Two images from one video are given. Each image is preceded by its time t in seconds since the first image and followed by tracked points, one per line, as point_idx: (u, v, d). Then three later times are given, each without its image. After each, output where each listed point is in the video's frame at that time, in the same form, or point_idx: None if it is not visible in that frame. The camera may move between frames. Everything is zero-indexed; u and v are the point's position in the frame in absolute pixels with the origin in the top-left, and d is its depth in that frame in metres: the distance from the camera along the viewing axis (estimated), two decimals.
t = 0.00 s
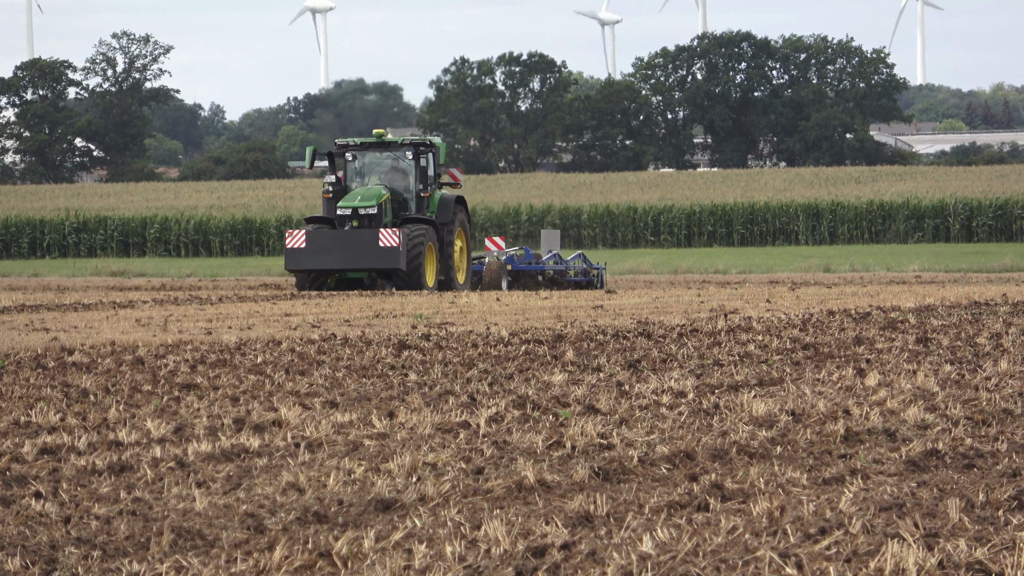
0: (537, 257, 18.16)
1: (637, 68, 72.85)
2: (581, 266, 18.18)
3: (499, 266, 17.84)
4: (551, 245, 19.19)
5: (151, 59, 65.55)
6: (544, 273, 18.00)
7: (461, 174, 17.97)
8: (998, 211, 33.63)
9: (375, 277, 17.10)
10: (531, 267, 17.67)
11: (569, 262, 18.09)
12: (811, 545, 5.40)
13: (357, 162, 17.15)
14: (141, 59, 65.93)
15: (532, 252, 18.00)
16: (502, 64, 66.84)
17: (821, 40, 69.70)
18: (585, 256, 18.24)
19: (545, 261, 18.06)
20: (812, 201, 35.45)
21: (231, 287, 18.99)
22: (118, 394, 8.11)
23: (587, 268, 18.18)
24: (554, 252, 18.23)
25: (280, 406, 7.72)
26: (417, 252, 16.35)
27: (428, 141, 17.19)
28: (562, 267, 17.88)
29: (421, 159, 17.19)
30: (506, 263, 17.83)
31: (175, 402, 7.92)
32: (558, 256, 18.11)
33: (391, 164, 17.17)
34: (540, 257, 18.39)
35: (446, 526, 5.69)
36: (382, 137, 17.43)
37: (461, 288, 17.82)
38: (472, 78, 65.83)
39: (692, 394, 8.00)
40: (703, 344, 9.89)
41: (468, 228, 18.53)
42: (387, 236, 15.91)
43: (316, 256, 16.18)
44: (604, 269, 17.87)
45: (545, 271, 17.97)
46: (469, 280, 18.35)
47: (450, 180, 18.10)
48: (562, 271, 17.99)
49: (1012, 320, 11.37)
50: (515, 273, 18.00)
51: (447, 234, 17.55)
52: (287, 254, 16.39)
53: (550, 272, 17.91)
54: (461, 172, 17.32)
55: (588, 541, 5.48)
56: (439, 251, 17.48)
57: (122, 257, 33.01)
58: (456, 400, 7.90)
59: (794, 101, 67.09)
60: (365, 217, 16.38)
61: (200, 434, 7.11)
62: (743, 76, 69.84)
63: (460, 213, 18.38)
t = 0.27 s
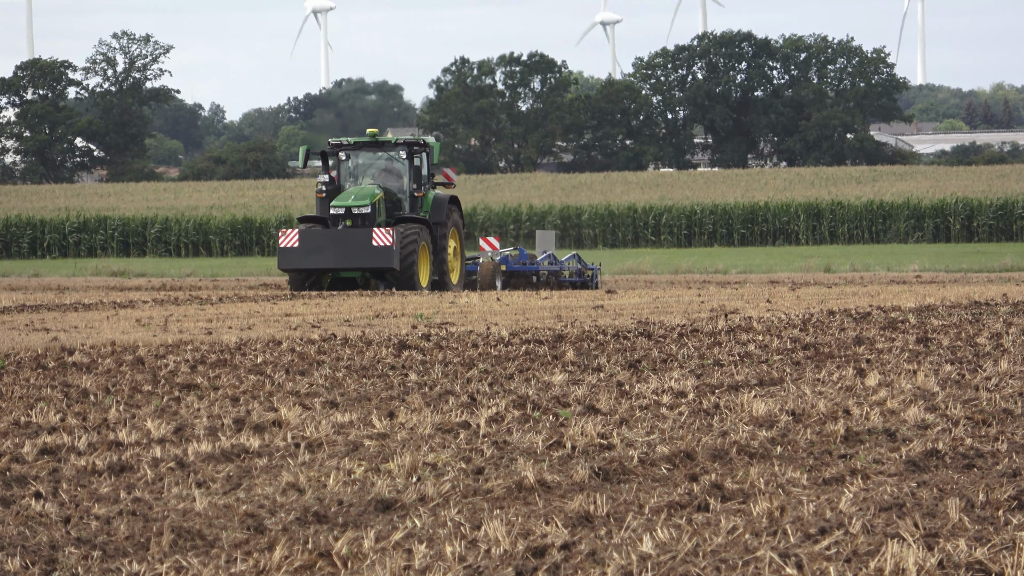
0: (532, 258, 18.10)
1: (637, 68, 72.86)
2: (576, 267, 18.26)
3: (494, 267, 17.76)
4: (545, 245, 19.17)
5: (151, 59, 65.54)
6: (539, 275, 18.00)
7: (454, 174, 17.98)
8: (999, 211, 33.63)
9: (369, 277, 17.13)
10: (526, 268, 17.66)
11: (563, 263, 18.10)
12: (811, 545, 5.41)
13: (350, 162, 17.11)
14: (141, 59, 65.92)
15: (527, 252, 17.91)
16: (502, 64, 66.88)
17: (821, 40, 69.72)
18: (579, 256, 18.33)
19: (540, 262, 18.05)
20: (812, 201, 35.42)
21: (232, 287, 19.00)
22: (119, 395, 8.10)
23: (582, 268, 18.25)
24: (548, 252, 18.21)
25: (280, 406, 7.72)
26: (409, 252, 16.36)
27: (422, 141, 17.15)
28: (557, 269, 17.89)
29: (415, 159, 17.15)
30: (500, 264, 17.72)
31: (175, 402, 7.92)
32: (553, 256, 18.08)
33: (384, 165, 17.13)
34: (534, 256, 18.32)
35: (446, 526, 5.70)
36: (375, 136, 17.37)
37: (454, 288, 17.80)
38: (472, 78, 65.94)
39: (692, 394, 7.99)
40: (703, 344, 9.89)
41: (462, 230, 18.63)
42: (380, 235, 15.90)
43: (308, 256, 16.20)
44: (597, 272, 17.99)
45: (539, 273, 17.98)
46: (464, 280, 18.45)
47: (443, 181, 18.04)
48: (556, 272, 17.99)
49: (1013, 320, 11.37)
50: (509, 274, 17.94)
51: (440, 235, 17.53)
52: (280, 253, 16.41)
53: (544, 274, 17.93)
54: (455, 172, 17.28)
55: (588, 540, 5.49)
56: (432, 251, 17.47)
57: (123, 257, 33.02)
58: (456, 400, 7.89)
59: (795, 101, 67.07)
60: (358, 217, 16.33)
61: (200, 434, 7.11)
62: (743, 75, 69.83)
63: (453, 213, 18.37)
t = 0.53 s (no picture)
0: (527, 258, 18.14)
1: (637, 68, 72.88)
2: (570, 266, 18.13)
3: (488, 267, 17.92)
4: (539, 246, 19.12)
5: (152, 59, 65.52)
6: (533, 275, 18.03)
7: (448, 174, 18.01)
8: (999, 211, 33.64)
9: (364, 277, 17.11)
10: (519, 269, 17.69)
11: (557, 263, 18.00)
12: (812, 546, 5.41)
13: (344, 162, 17.10)
14: (141, 60, 65.90)
15: (520, 252, 17.95)
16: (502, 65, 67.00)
17: (822, 40, 69.74)
18: (573, 256, 18.17)
19: (534, 262, 18.04)
20: (813, 201, 35.44)
21: (232, 287, 18.98)
22: (119, 395, 8.10)
23: (576, 268, 18.12)
24: (543, 252, 18.16)
25: (280, 407, 7.71)
26: (403, 252, 16.33)
27: (415, 140, 17.21)
28: (550, 270, 17.84)
29: (407, 159, 17.19)
30: (493, 264, 17.85)
31: (175, 402, 7.92)
32: (547, 256, 18.02)
33: (378, 164, 17.12)
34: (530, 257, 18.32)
35: (446, 527, 5.71)
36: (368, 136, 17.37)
37: (448, 288, 17.80)
38: (472, 78, 65.87)
39: (692, 394, 7.99)
40: (703, 344, 9.89)
41: (455, 228, 18.48)
42: (373, 236, 15.88)
43: (302, 256, 16.20)
44: (592, 271, 17.86)
45: (533, 273, 18.00)
46: (458, 280, 18.32)
47: (437, 180, 18.01)
48: (550, 272, 17.96)
49: (1013, 320, 11.37)
50: (503, 274, 18.03)
51: (434, 235, 17.52)
52: (273, 253, 16.42)
53: (538, 274, 17.95)
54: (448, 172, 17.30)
55: (589, 541, 5.50)
56: (426, 251, 17.47)
57: (123, 257, 33.02)
58: (457, 400, 7.89)
59: (795, 101, 67.06)
60: (351, 216, 16.39)
61: (200, 434, 7.11)
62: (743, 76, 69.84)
63: (447, 214, 18.39)
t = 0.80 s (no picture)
0: (520, 258, 18.04)
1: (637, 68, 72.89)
2: (564, 267, 18.26)
3: (481, 267, 17.70)
4: (533, 245, 19.17)
5: (152, 59, 65.51)
6: (526, 275, 17.94)
7: (442, 174, 18.00)
8: (999, 211, 33.66)
9: (356, 278, 17.12)
10: (514, 268, 17.58)
11: (551, 263, 18.07)
12: (812, 546, 5.43)
13: (337, 162, 17.03)
14: (142, 60, 65.88)
15: (514, 252, 17.83)
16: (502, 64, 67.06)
17: (822, 40, 69.77)
18: (567, 256, 18.31)
19: (527, 262, 17.98)
20: (814, 201, 35.43)
21: (232, 287, 18.95)
22: (119, 395, 8.09)
23: (570, 268, 18.25)
24: (536, 252, 18.14)
25: (281, 407, 7.70)
26: (396, 253, 16.36)
27: (408, 141, 17.15)
28: (545, 270, 17.87)
29: (401, 159, 17.13)
30: (487, 264, 17.64)
31: (176, 402, 7.92)
32: (541, 257, 18.03)
33: (371, 164, 17.09)
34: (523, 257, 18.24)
35: (447, 527, 5.73)
36: (362, 135, 17.27)
37: (440, 289, 17.84)
38: (473, 78, 66.14)
39: (692, 395, 7.99)
40: (704, 345, 9.89)
41: (448, 230, 18.64)
42: (366, 237, 15.90)
43: (293, 256, 16.19)
44: (586, 271, 18.01)
45: (527, 273, 17.94)
46: (452, 281, 18.46)
47: (431, 181, 17.98)
48: (544, 272, 17.98)
49: (1014, 321, 11.36)
50: (497, 274, 17.84)
51: (426, 235, 17.58)
52: (265, 253, 16.40)
53: (533, 274, 17.89)
54: (442, 172, 17.29)
55: (589, 541, 5.53)
56: (418, 251, 17.53)
57: (123, 257, 33.01)
58: (457, 400, 7.89)
59: (796, 101, 67.07)
60: (343, 217, 16.22)
61: (200, 434, 7.10)
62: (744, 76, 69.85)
63: (440, 214, 18.41)
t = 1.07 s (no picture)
0: (514, 258, 17.99)
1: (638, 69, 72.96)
2: (559, 266, 18.24)
3: (477, 268, 17.78)
4: (528, 245, 19.09)
5: (153, 60, 65.49)
6: (521, 275, 17.93)
7: (437, 173, 17.98)
8: (1000, 211, 33.68)
9: (350, 277, 17.03)
10: (508, 269, 17.49)
11: (546, 263, 18.06)
12: (812, 545, 5.45)
13: (330, 161, 17.09)
14: (143, 60, 65.85)
15: (509, 252, 17.76)
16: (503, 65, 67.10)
17: (823, 40, 69.81)
18: (562, 256, 18.30)
19: (522, 261, 17.95)
20: (815, 201, 35.44)
21: (233, 287, 18.94)
22: (120, 395, 8.07)
23: (565, 268, 18.23)
24: (531, 252, 18.12)
25: (282, 406, 7.69)
26: (389, 252, 16.24)
27: (402, 140, 17.20)
28: (540, 270, 17.86)
29: (395, 158, 17.18)
30: (482, 265, 17.64)
31: (177, 402, 7.90)
32: (536, 256, 18.00)
33: (365, 164, 17.10)
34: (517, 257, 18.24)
35: (448, 526, 5.75)
36: (355, 135, 17.32)
37: (435, 289, 17.76)
38: (474, 78, 65.99)
39: (694, 394, 7.98)
40: (705, 345, 9.88)
41: (442, 230, 18.42)
42: (359, 235, 15.80)
43: (287, 256, 16.12)
44: (581, 270, 18.01)
45: (522, 272, 17.90)
46: (445, 281, 18.24)
47: (424, 181, 17.92)
48: (539, 272, 17.96)
49: (1015, 320, 11.35)
50: (491, 274, 17.77)
51: (421, 234, 17.48)
52: (259, 253, 16.33)
53: (527, 274, 17.88)
54: (436, 171, 17.35)
55: (590, 540, 5.55)
56: (413, 251, 17.44)
57: (125, 257, 33.01)
58: (458, 400, 7.88)
59: (796, 101, 67.09)
60: (337, 216, 16.38)
61: (201, 434, 7.09)
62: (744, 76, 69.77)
63: (435, 213, 18.34)
